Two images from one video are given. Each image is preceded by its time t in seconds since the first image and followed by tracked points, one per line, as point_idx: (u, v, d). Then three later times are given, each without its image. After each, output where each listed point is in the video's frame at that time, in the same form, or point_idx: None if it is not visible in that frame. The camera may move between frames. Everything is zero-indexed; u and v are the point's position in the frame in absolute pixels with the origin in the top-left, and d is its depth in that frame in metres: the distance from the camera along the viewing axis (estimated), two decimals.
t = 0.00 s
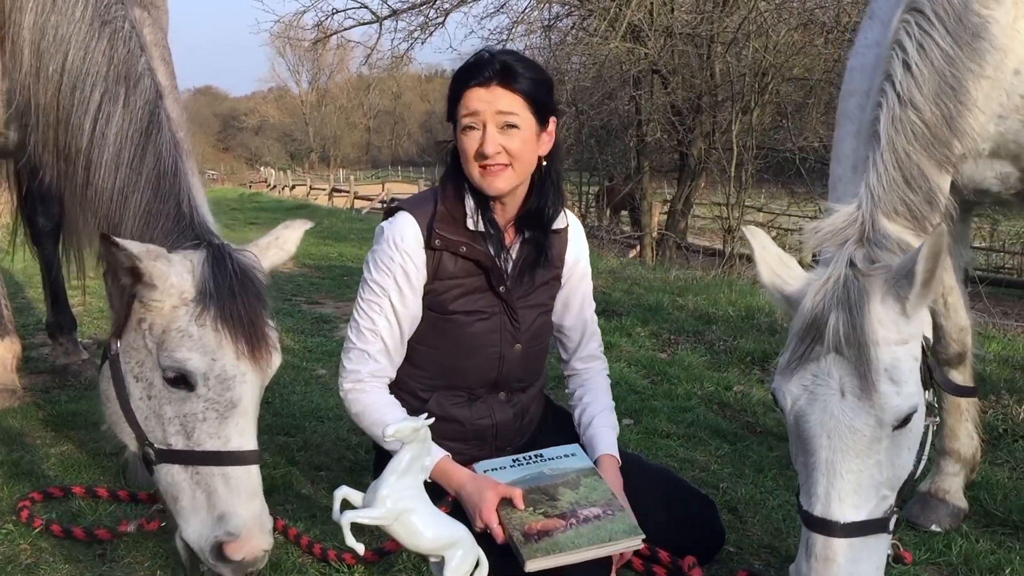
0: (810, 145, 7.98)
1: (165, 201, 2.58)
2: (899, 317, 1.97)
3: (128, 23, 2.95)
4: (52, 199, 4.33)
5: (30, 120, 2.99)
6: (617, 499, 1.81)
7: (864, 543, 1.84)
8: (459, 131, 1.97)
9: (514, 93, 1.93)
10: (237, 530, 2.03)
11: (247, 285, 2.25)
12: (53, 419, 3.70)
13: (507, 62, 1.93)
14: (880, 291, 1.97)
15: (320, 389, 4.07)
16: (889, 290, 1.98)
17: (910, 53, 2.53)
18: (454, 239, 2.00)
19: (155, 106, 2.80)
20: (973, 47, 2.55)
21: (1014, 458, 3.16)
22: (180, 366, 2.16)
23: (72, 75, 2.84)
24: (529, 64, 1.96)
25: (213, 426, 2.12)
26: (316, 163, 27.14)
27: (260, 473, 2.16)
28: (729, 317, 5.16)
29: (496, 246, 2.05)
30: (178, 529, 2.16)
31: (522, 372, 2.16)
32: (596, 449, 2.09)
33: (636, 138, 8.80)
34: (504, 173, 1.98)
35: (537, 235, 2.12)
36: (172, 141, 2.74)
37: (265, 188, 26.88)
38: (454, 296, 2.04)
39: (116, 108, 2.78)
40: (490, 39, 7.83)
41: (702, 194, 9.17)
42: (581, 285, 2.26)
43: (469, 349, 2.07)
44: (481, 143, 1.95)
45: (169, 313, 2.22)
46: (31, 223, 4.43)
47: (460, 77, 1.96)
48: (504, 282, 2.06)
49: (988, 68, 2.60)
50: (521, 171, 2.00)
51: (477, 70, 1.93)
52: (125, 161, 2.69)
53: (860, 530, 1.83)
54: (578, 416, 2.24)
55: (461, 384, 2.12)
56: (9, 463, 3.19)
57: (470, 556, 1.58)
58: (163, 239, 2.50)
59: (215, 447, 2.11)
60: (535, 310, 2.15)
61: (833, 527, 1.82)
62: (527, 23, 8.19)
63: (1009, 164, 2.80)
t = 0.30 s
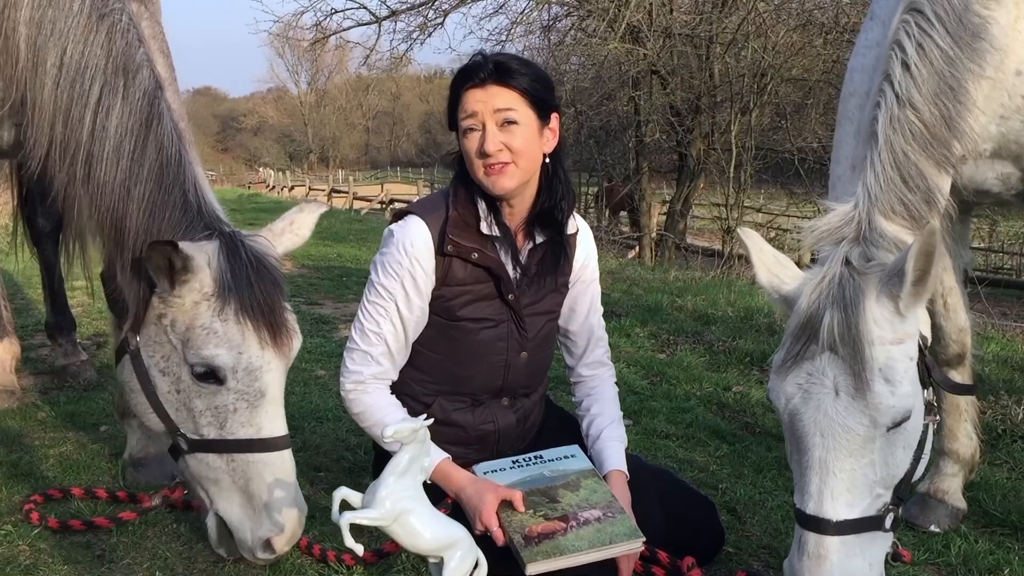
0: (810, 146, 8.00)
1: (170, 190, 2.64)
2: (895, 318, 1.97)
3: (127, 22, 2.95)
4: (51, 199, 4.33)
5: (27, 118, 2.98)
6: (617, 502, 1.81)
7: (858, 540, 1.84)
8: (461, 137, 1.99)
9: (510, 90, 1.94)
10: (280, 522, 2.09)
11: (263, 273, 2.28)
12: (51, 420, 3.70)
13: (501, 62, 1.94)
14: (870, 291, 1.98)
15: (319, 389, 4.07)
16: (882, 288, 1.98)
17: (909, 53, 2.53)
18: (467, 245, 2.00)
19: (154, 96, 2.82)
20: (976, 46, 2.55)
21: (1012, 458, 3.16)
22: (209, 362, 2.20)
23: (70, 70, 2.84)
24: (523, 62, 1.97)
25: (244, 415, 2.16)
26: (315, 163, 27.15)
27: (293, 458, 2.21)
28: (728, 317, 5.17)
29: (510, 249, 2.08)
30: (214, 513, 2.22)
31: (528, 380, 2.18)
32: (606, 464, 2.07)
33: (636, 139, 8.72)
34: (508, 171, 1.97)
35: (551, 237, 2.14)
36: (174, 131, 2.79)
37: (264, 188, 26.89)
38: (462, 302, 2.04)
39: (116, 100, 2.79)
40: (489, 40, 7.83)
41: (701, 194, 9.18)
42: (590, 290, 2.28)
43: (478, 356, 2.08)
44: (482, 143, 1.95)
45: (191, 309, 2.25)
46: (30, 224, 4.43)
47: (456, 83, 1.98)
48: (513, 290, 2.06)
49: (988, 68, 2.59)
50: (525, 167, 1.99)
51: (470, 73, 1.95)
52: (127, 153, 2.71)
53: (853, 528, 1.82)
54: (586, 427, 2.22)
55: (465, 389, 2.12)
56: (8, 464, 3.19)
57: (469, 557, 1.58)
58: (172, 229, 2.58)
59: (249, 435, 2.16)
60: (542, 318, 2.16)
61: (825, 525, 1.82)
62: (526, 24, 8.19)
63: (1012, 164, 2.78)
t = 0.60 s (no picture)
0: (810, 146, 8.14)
1: (188, 195, 2.61)
2: (870, 311, 1.99)
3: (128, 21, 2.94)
4: (51, 200, 4.33)
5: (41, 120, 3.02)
6: (617, 502, 1.81)
7: (833, 529, 1.95)
8: (458, 129, 1.97)
9: (510, 84, 1.94)
10: (288, 522, 2.05)
11: (275, 277, 2.28)
12: (51, 421, 3.70)
13: (500, 57, 1.94)
14: (845, 281, 2.00)
15: (319, 390, 4.07)
16: (852, 281, 2.00)
17: (903, 43, 2.51)
18: (458, 241, 2.02)
19: (174, 102, 2.82)
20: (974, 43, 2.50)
21: (1012, 458, 3.17)
22: (221, 361, 2.19)
23: (87, 73, 2.84)
24: (522, 58, 1.98)
25: (255, 417, 2.15)
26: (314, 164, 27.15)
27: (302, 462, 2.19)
28: (727, 317, 5.17)
29: (501, 245, 2.08)
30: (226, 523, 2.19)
31: (523, 375, 2.17)
32: (599, 463, 2.07)
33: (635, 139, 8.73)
34: (505, 165, 1.97)
35: (541, 233, 2.14)
36: (192, 137, 2.77)
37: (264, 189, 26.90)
38: (455, 298, 2.05)
39: (134, 104, 2.78)
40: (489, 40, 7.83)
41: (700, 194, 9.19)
42: (584, 287, 2.28)
43: (471, 352, 2.08)
44: (481, 137, 1.95)
45: (204, 309, 2.26)
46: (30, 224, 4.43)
47: (455, 76, 1.97)
48: (506, 285, 2.06)
49: (987, 62, 2.53)
50: (522, 162, 1.99)
51: (470, 66, 1.95)
52: (145, 157, 2.69)
53: (828, 517, 1.93)
54: (581, 427, 2.22)
55: (461, 386, 2.12)
56: (8, 465, 3.19)
57: (468, 558, 1.58)
58: (187, 233, 2.53)
59: (257, 438, 2.14)
60: (537, 314, 2.15)
61: (799, 514, 1.93)
62: (526, 25, 8.17)
63: (1016, 164, 2.74)
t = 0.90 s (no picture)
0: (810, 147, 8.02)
1: (186, 198, 2.62)
2: (845, 304, 2.00)
3: (130, 22, 2.94)
4: (50, 200, 4.33)
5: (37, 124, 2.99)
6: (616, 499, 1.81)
7: (809, 529, 1.95)
8: (455, 129, 1.95)
9: (512, 90, 1.95)
10: (297, 528, 2.06)
11: (274, 278, 2.29)
12: (51, 421, 3.70)
13: (503, 62, 1.94)
14: (820, 273, 2.00)
15: (320, 390, 4.07)
16: (826, 276, 2.00)
17: (884, 46, 2.48)
18: (441, 236, 2.03)
19: (170, 105, 2.84)
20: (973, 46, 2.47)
21: (1012, 459, 3.16)
22: (224, 361, 2.19)
23: (82, 78, 2.84)
24: (522, 64, 1.98)
25: (261, 417, 2.16)
26: (314, 164, 27.16)
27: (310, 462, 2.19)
28: (728, 318, 5.17)
29: (487, 241, 2.10)
30: (235, 523, 2.21)
31: (515, 368, 2.16)
32: (592, 459, 2.07)
33: (635, 140, 8.66)
34: (502, 171, 1.98)
35: (527, 226, 2.15)
36: (188, 140, 2.79)
37: (264, 189, 26.91)
38: (443, 292, 2.06)
39: (131, 108, 2.79)
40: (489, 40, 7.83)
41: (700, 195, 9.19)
42: (568, 280, 2.28)
43: (460, 344, 2.08)
44: (483, 141, 1.94)
45: (203, 311, 2.25)
46: (29, 224, 4.43)
47: (454, 76, 1.95)
48: (492, 276, 2.07)
49: (978, 62, 2.48)
50: (517, 167, 2.01)
51: (473, 69, 1.93)
52: (142, 162, 2.71)
53: (803, 515, 1.94)
54: (573, 425, 2.22)
55: (455, 380, 2.12)
56: (8, 465, 3.19)
57: (468, 558, 1.58)
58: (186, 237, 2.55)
59: (265, 438, 2.15)
60: (525, 306, 2.16)
61: (775, 510, 1.94)
62: (526, 26, 8.07)
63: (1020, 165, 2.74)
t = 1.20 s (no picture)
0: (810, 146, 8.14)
1: (187, 206, 2.63)
2: (832, 299, 2.02)
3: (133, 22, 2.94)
4: (50, 199, 4.33)
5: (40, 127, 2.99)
6: (618, 500, 1.81)
7: (796, 516, 2.02)
8: (461, 137, 1.94)
9: (517, 99, 1.95)
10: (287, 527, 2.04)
11: (272, 291, 2.29)
12: (52, 421, 3.70)
13: (508, 71, 1.93)
14: (806, 267, 2.02)
15: (320, 390, 4.07)
16: (813, 270, 2.02)
17: (881, 43, 2.49)
18: (436, 232, 2.04)
19: (174, 112, 2.83)
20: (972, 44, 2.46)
21: (1013, 458, 3.16)
22: (219, 373, 2.19)
23: (87, 83, 2.84)
24: (526, 72, 1.98)
25: (254, 429, 2.15)
26: (315, 164, 27.16)
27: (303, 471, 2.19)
28: (729, 317, 5.16)
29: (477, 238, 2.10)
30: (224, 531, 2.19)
31: (514, 364, 2.17)
32: (590, 456, 2.07)
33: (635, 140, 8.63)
34: (507, 178, 1.99)
35: (520, 224, 2.16)
36: (192, 148, 2.79)
37: (265, 189, 26.93)
38: (440, 288, 2.06)
39: (135, 115, 2.79)
40: (490, 39, 7.82)
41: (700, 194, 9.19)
42: (563, 275, 2.28)
43: (457, 340, 2.08)
44: (492, 151, 1.95)
45: (200, 323, 2.25)
46: (29, 223, 4.43)
47: (461, 83, 1.92)
48: (488, 272, 2.08)
49: (975, 61, 2.47)
50: (520, 174, 2.03)
51: (479, 77, 1.91)
52: (145, 168, 2.71)
53: (787, 505, 2.00)
54: (571, 422, 2.21)
55: (454, 376, 2.12)
56: (9, 465, 3.19)
57: (469, 557, 1.58)
58: (185, 245, 2.55)
59: (257, 449, 2.14)
60: (521, 302, 2.17)
61: (760, 500, 2.01)
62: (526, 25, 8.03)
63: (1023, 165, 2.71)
